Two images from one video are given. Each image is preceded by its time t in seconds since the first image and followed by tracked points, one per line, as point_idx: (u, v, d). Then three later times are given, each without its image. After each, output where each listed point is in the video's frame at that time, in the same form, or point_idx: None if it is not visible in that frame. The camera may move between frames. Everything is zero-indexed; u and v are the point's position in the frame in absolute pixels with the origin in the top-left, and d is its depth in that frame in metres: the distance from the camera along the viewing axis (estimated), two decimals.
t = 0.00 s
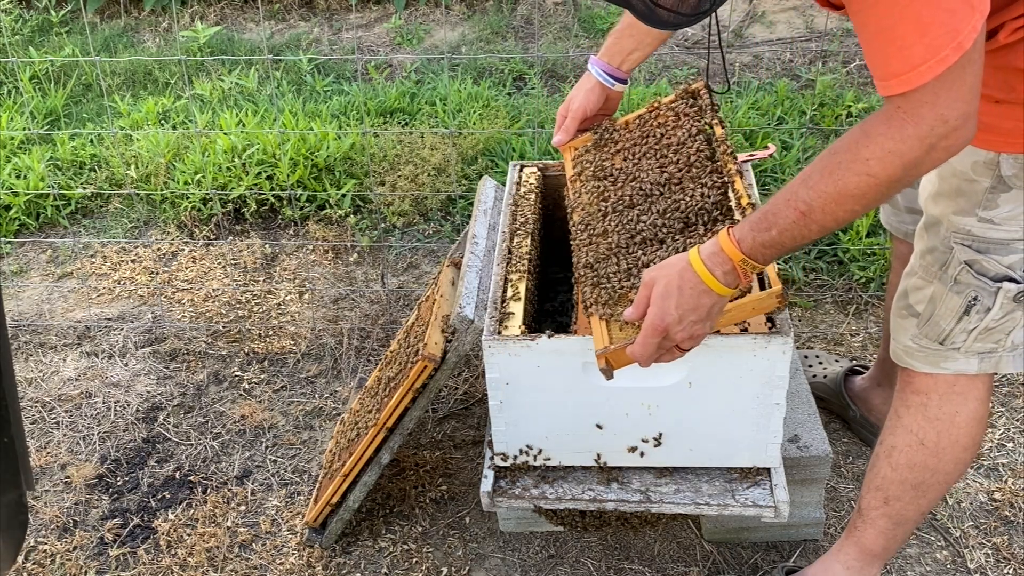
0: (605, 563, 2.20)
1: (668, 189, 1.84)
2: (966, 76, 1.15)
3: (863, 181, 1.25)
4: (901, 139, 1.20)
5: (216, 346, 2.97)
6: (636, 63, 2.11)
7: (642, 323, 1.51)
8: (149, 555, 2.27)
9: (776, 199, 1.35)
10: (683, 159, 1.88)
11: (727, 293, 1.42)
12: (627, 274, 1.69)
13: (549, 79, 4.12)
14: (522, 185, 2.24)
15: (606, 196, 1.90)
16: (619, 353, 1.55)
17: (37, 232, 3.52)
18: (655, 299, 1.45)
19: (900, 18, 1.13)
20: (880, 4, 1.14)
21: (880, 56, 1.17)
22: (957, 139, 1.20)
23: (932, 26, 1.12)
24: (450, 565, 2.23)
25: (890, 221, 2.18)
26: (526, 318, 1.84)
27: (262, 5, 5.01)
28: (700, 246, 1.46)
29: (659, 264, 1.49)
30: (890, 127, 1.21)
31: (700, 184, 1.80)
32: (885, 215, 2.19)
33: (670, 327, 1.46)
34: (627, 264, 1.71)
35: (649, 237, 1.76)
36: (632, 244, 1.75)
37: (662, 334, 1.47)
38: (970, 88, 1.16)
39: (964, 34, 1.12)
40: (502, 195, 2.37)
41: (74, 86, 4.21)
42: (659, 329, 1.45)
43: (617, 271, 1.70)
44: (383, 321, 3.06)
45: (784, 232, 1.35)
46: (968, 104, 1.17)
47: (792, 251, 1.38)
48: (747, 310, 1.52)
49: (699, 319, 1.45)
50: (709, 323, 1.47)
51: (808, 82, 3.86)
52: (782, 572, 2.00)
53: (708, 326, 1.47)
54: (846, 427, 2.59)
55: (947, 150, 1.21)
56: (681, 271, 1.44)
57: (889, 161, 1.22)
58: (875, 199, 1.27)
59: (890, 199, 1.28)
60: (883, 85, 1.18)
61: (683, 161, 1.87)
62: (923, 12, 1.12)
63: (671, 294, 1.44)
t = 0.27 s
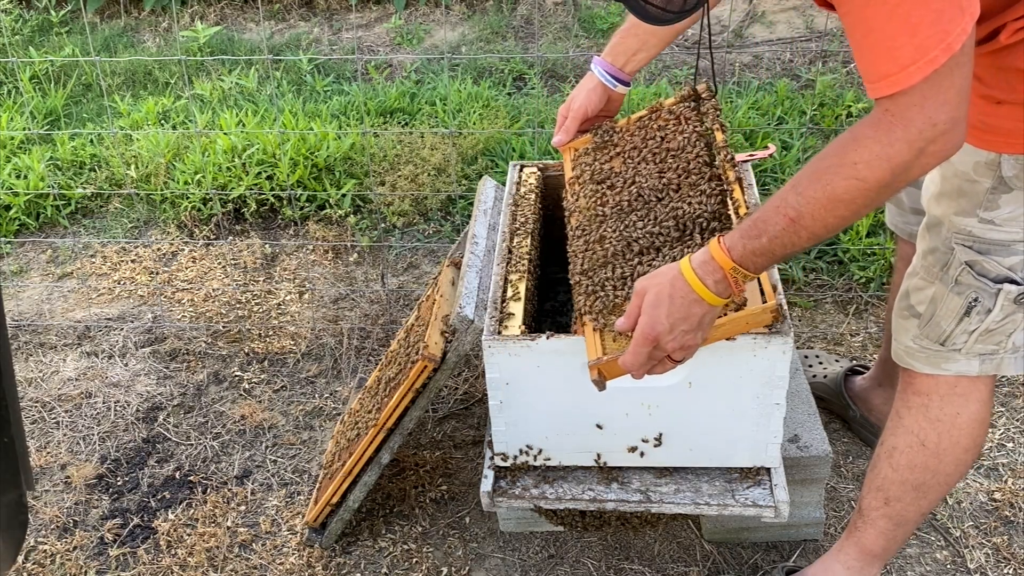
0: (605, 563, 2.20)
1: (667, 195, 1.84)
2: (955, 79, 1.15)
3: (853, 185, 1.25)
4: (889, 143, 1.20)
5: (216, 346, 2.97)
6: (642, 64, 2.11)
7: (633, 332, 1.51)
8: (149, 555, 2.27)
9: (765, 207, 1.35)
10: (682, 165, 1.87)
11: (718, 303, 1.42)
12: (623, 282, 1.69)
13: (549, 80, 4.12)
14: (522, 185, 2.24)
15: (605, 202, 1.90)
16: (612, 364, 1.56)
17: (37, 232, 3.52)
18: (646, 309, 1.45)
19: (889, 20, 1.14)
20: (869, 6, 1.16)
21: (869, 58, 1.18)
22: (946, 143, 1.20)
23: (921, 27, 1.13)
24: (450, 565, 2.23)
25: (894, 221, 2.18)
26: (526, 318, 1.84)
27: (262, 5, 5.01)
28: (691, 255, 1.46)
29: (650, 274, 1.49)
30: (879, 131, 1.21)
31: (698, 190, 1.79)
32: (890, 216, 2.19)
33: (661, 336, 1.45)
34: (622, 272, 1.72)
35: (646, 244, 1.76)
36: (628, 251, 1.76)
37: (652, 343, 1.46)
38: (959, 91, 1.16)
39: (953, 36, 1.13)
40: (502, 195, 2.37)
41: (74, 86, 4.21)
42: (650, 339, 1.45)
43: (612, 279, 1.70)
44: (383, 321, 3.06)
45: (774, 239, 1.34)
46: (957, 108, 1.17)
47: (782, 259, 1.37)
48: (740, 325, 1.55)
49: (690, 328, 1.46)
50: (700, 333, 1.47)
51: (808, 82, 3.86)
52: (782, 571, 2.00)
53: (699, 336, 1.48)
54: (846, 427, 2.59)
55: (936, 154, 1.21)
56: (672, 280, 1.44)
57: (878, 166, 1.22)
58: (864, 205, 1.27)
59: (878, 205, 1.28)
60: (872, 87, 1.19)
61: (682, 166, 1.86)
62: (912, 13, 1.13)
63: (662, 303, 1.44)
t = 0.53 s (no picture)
0: (605, 563, 2.20)
1: (669, 196, 1.84)
2: (947, 78, 1.15)
3: (846, 184, 1.25)
4: (882, 142, 1.21)
5: (216, 346, 2.97)
6: (649, 65, 2.10)
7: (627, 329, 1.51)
8: (149, 555, 2.27)
9: (759, 205, 1.35)
10: (685, 166, 1.87)
11: (712, 301, 1.41)
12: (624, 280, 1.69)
13: (549, 79, 4.12)
14: (522, 185, 2.24)
15: (607, 201, 1.90)
16: (606, 361, 1.55)
17: (37, 232, 3.52)
18: (639, 305, 1.45)
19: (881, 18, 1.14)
20: (862, 4, 1.15)
21: (862, 56, 1.18)
22: (939, 143, 1.20)
23: (913, 25, 1.13)
24: (450, 565, 2.23)
25: (898, 221, 2.18)
26: (526, 318, 1.84)
27: (262, 5, 5.01)
28: (686, 253, 1.45)
29: (646, 271, 1.49)
30: (872, 129, 1.21)
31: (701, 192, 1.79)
32: (894, 215, 2.19)
33: (653, 333, 1.45)
34: (623, 270, 1.71)
35: (648, 243, 1.75)
36: (630, 250, 1.75)
37: (645, 340, 1.46)
38: (952, 90, 1.16)
39: (945, 34, 1.13)
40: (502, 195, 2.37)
41: (74, 86, 4.20)
42: (642, 334, 1.45)
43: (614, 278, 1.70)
44: (383, 321, 3.06)
45: (767, 237, 1.34)
46: (950, 107, 1.17)
47: (776, 258, 1.37)
48: (738, 325, 1.54)
49: (684, 326, 1.45)
50: (694, 332, 1.46)
51: (808, 82, 3.86)
52: (782, 572, 2.00)
53: (693, 335, 1.46)
54: (846, 427, 2.59)
55: (929, 153, 1.21)
56: (666, 278, 1.44)
57: (871, 164, 1.22)
58: (857, 205, 1.27)
59: (872, 204, 1.28)
60: (865, 85, 1.19)
61: (685, 167, 1.87)
62: (905, 12, 1.13)
63: (655, 301, 1.44)
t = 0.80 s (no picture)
0: (605, 563, 2.20)
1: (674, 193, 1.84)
2: (947, 78, 1.15)
3: (845, 182, 1.25)
4: (882, 142, 1.20)
5: (216, 346, 2.97)
6: (654, 61, 2.10)
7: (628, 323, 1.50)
8: (149, 555, 2.27)
9: (758, 204, 1.35)
10: (689, 162, 1.87)
11: (712, 296, 1.41)
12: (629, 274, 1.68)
13: (549, 79, 4.12)
14: (522, 185, 2.24)
15: (610, 195, 1.90)
16: (607, 356, 1.54)
17: (37, 232, 3.52)
18: (638, 300, 1.45)
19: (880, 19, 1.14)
20: (863, 4, 1.15)
21: (861, 56, 1.18)
22: (938, 144, 1.20)
23: (912, 27, 1.13)
24: (450, 565, 2.23)
25: (899, 221, 2.18)
26: (526, 318, 1.84)
27: (262, 5, 5.01)
28: (686, 249, 1.45)
29: (647, 266, 1.49)
30: (871, 129, 1.21)
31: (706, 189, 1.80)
32: (894, 215, 2.20)
33: (654, 328, 1.44)
34: (628, 265, 1.71)
35: (651, 237, 1.75)
36: (635, 244, 1.75)
37: (645, 335, 1.45)
38: (951, 91, 1.16)
39: (945, 35, 1.13)
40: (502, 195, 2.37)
41: (74, 86, 4.21)
42: (642, 329, 1.44)
43: (620, 272, 1.69)
44: (383, 321, 3.06)
45: (766, 235, 1.34)
46: (950, 107, 1.17)
47: (775, 256, 1.37)
48: (738, 318, 1.53)
49: (684, 321, 1.44)
50: (694, 327, 1.45)
51: (808, 82, 3.86)
52: (782, 571, 2.00)
53: (693, 330, 1.46)
54: (846, 427, 2.59)
55: (929, 153, 1.21)
56: (666, 273, 1.43)
57: (871, 164, 1.22)
58: (856, 204, 1.27)
59: (871, 203, 1.28)
60: (864, 85, 1.19)
61: (690, 164, 1.87)
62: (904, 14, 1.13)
63: (655, 296, 1.44)
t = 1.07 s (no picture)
0: (605, 563, 2.20)
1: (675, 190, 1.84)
2: (950, 79, 1.15)
3: (847, 182, 1.25)
4: (885, 142, 1.20)
5: (216, 346, 2.97)
6: (655, 61, 2.09)
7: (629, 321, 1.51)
8: (149, 555, 2.27)
9: (760, 204, 1.35)
10: (690, 159, 1.88)
11: (712, 296, 1.41)
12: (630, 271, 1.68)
13: (549, 79, 4.12)
14: (522, 186, 2.24)
15: (612, 196, 1.90)
16: (608, 354, 1.55)
17: (37, 232, 3.52)
18: (638, 300, 1.45)
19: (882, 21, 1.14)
20: (865, 5, 1.15)
21: (863, 56, 1.18)
22: (941, 145, 1.20)
23: (914, 28, 1.13)
24: (450, 565, 2.23)
25: (899, 221, 2.18)
26: (526, 318, 1.84)
27: (262, 5, 5.01)
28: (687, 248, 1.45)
29: (648, 266, 1.49)
30: (874, 130, 1.21)
31: (708, 185, 1.79)
32: (895, 215, 2.20)
33: (653, 328, 1.45)
34: (630, 262, 1.71)
35: (653, 236, 1.76)
36: (637, 242, 1.75)
37: (645, 334, 1.46)
38: (954, 91, 1.16)
39: (947, 36, 1.13)
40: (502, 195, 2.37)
41: (74, 86, 4.20)
42: (642, 329, 1.45)
43: (620, 268, 1.69)
44: (383, 321, 3.06)
45: (768, 235, 1.34)
46: (953, 108, 1.17)
47: (777, 256, 1.37)
48: (739, 315, 1.53)
49: (684, 321, 1.44)
50: (694, 327, 1.46)
51: (808, 82, 3.86)
52: (782, 571, 2.00)
53: (693, 330, 1.46)
54: (846, 427, 2.59)
55: (932, 154, 1.21)
56: (667, 273, 1.44)
57: (873, 164, 1.22)
58: (857, 205, 1.27)
59: (873, 204, 1.28)
60: (866, 86, 1.19)
61: (691, 161, 1.87)
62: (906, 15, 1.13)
63: (655, 296, 1.44)
